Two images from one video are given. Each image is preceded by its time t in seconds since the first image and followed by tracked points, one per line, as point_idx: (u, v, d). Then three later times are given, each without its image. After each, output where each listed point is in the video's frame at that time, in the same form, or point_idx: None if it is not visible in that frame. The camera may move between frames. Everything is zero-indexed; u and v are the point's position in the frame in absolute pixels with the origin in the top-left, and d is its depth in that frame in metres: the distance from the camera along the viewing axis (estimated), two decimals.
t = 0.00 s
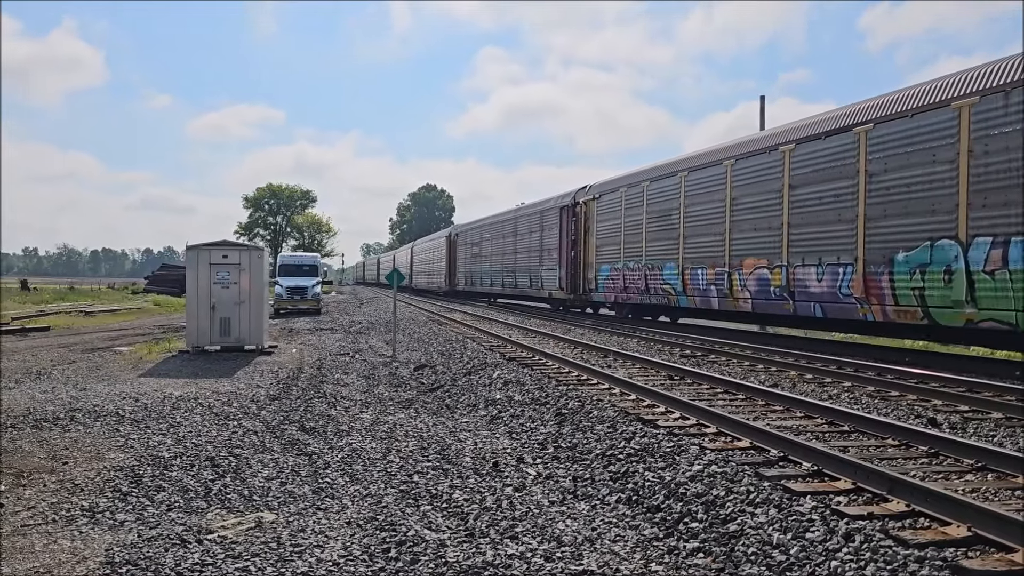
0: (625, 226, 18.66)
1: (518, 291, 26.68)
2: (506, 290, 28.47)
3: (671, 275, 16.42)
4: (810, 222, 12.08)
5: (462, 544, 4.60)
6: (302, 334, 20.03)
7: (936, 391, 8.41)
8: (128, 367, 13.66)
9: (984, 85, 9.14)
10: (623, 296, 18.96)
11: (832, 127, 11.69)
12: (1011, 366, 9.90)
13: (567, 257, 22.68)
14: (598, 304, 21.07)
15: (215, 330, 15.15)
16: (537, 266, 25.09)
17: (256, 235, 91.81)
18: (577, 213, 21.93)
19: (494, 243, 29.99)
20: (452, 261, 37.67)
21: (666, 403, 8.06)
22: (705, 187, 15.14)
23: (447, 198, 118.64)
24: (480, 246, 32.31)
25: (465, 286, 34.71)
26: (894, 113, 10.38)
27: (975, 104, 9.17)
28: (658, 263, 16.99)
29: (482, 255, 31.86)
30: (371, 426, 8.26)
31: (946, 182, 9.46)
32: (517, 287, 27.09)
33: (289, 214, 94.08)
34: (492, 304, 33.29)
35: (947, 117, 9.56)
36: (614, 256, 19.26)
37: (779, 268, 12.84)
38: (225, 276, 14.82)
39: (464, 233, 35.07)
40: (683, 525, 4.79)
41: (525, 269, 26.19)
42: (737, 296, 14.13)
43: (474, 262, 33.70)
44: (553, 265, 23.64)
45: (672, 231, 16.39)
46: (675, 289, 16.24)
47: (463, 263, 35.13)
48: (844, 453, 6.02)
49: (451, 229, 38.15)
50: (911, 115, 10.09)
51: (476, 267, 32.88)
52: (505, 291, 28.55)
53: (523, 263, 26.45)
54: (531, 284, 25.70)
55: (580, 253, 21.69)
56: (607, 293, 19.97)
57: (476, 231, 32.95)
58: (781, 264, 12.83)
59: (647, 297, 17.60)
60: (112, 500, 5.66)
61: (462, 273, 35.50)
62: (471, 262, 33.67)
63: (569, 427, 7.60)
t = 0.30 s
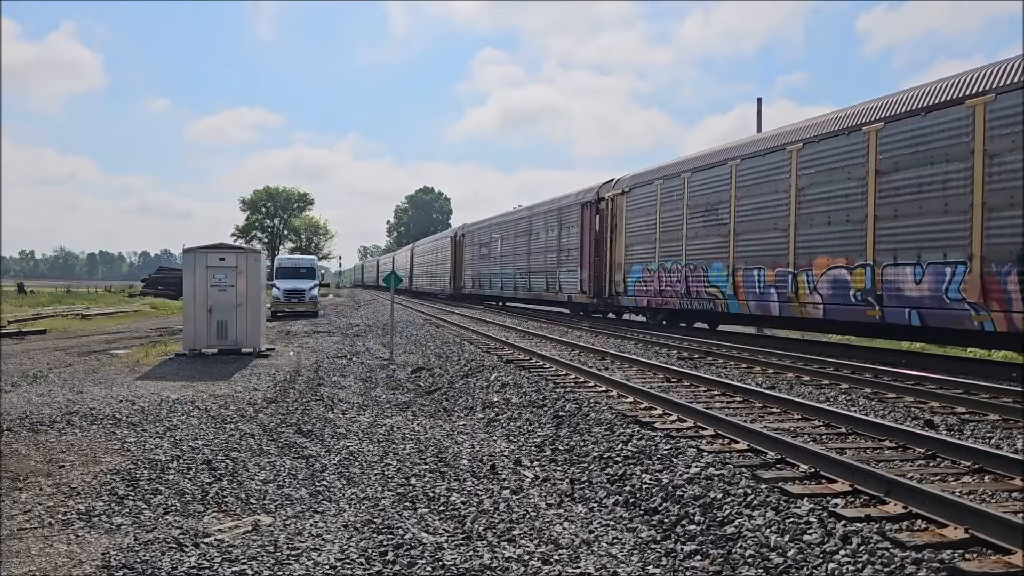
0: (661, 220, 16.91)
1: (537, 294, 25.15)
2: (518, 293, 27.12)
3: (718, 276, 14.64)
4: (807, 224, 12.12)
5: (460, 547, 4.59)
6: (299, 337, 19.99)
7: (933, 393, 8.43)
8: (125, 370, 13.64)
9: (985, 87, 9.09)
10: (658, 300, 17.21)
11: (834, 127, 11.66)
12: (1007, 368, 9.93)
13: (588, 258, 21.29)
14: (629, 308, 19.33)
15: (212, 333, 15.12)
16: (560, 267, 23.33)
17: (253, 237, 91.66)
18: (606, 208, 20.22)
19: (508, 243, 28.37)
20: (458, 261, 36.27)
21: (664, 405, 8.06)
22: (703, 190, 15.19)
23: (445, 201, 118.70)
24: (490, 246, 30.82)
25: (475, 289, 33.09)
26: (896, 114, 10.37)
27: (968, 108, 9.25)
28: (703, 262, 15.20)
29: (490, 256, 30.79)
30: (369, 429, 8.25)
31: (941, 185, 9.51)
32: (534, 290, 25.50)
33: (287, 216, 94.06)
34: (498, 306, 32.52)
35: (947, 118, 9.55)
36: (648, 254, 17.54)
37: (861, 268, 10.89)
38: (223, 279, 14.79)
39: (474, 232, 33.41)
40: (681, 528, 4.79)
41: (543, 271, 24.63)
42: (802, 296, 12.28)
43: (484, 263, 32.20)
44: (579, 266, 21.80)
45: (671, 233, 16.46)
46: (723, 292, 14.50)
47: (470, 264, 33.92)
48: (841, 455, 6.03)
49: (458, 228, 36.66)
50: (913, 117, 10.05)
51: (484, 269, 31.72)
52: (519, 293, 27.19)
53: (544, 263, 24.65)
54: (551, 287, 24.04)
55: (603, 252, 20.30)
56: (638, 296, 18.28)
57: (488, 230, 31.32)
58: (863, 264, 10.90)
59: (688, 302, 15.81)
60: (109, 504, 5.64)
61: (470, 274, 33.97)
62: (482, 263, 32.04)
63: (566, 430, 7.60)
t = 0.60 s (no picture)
0: (704, 212, 15.12)
1: (554, 293, 23.41)
2: (533, 292, 25.35)
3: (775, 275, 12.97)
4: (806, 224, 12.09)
5: (458, 546, 4.59)
6: (298, 336, 19.95)
7: (931, 392, 8.44)
8: (123, 370, 13.63)
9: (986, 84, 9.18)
10: (700, 302, 15.40)
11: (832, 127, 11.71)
12: (1004, 367, 9.96)
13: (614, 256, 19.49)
14: (665, 310, 17.40)
15: (210, 333, 15.10)
16: (582, 265, 21.46)
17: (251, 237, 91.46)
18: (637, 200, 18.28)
19: (522, 239, 26.56)
20: (466, 260, 34.72)
21: (661, 405, 8.07)
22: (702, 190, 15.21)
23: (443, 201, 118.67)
24: (503, 244, 29.01)
25: (485, 289, 31.33)
26: (893, 113, 10.43)
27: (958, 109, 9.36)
28: (761, 258, 13.34)
29: (501, 254, 29.19)
30: (367, 429, 8.25)
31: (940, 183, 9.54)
32: (551, 290, 23.74)
33: (286, 216, 94.07)
34: (510, 307, 31.02)
35: (948, 117, 9.62)
36: (689, 251, 15.66)
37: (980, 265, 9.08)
38: (221, 279, 14.77)
39: (485, 229, 31.62)
40: (679, 527, 4.80)
41: (561, 270, 22.92)
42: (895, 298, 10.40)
43: (495, 262, 30.43)
44: (605, 264, 19.89)
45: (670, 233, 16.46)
46: (784, 292, 12.74)
47: (479, 263, 32.37)
48: (838, 454, 6.04)
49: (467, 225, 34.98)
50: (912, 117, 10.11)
51: (495, 268, 30.03)
52: (534, 293, 25.39)
53: (562, 261, 22.82)
54: (570, 286, 22.31)
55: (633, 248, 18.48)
56: (675, 297, 16.36)
57: (499, 227, 29.52)
58: (979, 260, 9.12)
59: (741, 305, 14.00)
60: (106, 504, 5.63)
61: (479, 273, 32.22)
62: (493, 262, 30.28)
63: (564, 429, 7.60)
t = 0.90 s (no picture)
0: (763, 200, 13.36)
1: (577, 292, 21.62)
2: (552, 292, 23.57)
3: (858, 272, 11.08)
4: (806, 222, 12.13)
5: (457, 545, 4.59)
6: (297, 336, 19.92)
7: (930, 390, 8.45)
8: (122, 368, 13.62)
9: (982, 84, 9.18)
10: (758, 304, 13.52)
11: (829, 126, 11.75)
12: (1003, 365, 9.96)
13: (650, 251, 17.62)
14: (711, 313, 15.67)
15: (209, 332, 15.09)
16: (612, 262, 19.56)
17: (250, 236, 91.29)
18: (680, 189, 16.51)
19: (541, 235, 24.65)
20: (476, 258, 33.03)
21: (660, 403, 8.08)
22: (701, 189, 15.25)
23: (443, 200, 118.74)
24: (518, 240, 27.19)
25: (498, 289, 29.54)
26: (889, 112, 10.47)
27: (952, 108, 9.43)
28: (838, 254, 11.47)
29: (515, 251, 27.48)
30: (366, 428, 8.26)
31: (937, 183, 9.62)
32: (573, 289, 21.94)
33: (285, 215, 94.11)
34: (525, 308, 29.57)
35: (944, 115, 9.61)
36: (745, 245, 13.84)
37: None
38: (220, 278, 14.76)
39: (499, 224, 29.75)
40: (678, 525, 4.80)
41: (586, 267, 21.15)
42: None
43: (509, 259, 28.60)
44: (641, 260, 18.03)
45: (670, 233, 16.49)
46: (869, 292, 10.84)
47: (490, 261, 30.70)
48: (838, 452, 6.05)
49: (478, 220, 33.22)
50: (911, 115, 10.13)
51: (509, 266, 28.25)
52: (553, 292, 23.59)
53: (588, 258, 21.03)
54: (597, 285, 20.47)
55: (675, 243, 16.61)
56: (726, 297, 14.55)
57: (515, 223, 27.56)
58: None
59: (811, 308, 12.12)
60: (105, 503, 5.63)
61: (491, 272, 30.48)
62: (508, 259, 28.38)
63: (563, 428, 7.61)
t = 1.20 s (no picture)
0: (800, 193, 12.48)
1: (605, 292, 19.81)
2: (577, 291, 21.65)
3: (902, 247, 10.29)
4: (812, 220, 12.13)
5: (457, 543, 4.59)
6: (296, 334, 19.91)
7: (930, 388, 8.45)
8: (122, 367, 13.63)
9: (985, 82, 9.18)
10: (838, 304, 11.57)
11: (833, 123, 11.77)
12: (1004, 364, 9.96)
13: (695, 247, 15.77)
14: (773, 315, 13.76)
15: (209, 331, 15.08)
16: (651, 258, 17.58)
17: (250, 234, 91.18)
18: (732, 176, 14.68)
19: (563, 228, 22.64)
20: (488, 255, 31.11)
21: (660, 401, 8.09)
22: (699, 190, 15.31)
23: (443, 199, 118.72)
24: (535, 235, 25.24)
25: (513, 288, 27.57)
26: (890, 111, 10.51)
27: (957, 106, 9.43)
28: (953, 249, 9.52)
29: (531, 247, 25.62)
30: (366, 426, 8.26)
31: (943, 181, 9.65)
32: (600, 289, 20.11)
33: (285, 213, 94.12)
34: (542, 309, 27.99)
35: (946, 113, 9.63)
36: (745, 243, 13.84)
37: None
38: (219, 277, 14.75)
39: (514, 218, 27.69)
40: (678, 524, 4.80)
41: (616, 264, 19.24)
42: None
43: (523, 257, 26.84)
44: (683, 256, 16.09)
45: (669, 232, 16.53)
46: (992, 292, 8.96)
47: (503, 258, 28.87)
48: (837, 450, 6.05)
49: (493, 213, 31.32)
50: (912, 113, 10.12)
51: (524, 263, 26.35)
52: (576, 291, 21.64)
53: (619, 253, 19.06)
54: (629, 284, 18.55)
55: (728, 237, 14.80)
56: (792, 296, 12.73)
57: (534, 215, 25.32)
58: None
59: (910, 312, 10.15)
60: (105, 501, 5.63)
61: (505, 270, 28.53)
62: (524, 254, 26.27)
63: (564, 426, 7.61)
